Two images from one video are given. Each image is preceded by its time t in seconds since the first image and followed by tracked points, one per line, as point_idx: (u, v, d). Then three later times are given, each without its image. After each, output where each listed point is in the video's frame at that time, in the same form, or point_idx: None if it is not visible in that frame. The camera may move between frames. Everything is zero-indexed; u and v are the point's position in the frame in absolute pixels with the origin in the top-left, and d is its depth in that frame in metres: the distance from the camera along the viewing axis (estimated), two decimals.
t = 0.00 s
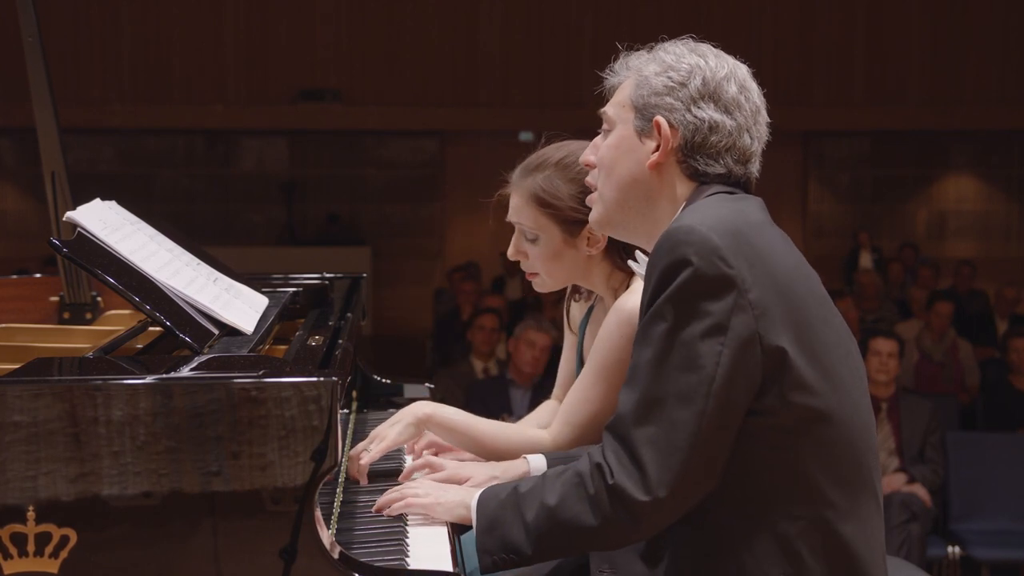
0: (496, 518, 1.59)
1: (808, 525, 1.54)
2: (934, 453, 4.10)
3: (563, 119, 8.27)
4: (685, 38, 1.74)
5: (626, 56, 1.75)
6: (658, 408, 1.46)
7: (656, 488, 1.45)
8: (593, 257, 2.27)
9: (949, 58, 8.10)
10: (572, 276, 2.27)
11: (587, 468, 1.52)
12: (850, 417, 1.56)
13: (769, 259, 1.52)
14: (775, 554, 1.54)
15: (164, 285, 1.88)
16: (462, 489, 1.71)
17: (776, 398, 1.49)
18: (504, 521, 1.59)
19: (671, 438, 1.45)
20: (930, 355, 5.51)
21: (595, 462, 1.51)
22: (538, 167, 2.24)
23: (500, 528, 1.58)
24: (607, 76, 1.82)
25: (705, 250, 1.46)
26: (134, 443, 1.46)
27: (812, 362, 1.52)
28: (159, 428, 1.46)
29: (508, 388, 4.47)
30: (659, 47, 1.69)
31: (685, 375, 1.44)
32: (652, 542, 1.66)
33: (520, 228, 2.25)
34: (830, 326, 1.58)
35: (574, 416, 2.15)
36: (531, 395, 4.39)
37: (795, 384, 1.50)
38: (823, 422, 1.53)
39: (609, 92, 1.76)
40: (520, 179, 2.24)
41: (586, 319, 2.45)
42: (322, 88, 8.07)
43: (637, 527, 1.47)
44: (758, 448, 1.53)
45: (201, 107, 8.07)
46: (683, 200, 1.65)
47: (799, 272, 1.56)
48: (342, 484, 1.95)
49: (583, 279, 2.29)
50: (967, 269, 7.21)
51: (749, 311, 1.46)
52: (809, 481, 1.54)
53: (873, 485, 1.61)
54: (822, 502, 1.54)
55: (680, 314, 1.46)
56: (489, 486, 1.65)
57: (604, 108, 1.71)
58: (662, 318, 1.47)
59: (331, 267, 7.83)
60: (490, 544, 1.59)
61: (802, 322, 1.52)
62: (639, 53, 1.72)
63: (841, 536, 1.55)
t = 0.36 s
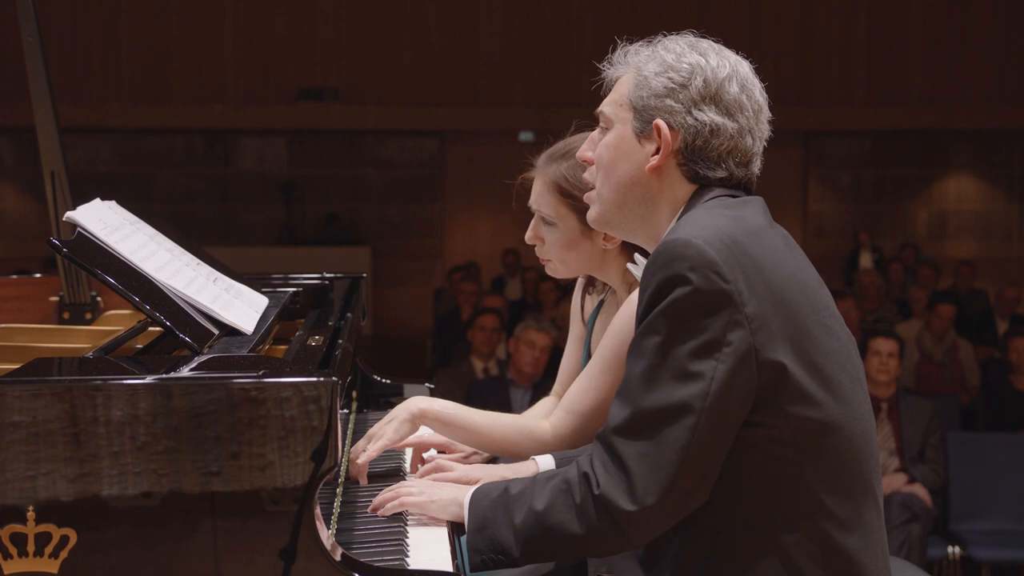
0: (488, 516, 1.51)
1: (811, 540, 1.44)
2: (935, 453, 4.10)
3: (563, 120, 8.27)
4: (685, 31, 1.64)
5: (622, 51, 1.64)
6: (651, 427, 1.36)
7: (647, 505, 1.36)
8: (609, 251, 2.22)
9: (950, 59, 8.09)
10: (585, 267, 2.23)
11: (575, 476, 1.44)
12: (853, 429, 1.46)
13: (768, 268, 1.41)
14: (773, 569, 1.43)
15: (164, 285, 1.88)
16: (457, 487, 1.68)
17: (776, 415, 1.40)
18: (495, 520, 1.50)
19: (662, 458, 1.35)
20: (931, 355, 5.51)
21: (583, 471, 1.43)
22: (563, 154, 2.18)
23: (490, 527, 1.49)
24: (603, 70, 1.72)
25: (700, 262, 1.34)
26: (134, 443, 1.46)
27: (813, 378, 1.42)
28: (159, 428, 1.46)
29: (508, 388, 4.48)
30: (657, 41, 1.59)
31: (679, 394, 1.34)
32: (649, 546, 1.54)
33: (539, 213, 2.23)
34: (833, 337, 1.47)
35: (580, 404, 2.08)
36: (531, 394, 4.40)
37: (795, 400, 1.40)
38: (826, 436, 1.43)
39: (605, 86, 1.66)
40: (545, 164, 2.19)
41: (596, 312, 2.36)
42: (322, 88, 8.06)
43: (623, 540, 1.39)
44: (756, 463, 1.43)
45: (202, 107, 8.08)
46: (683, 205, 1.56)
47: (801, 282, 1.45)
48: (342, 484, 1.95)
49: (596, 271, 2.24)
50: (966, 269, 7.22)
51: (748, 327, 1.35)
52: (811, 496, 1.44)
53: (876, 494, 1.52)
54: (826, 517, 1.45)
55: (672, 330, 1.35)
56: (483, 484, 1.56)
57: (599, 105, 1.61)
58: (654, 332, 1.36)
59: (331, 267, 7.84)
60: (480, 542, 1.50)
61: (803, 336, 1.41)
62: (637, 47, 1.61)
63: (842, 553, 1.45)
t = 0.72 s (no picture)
0: (476, 509, 1.49)
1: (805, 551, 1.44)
2: (935, 453, 4.09)
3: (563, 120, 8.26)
4: (678, 28, 1.61)
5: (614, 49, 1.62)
6: (645, 442, 1.35)
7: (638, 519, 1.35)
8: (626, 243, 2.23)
9: (950, 58, 8.09)
10: (603, 260, 2.24)
11: (562, 483, 1.43)
12: (849, 438, 1.46)
13: (761, 279, 1.41)
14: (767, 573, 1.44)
15: (165, 286, 1.88)
16: (444, 478, 1.65)
17: (771, 426, 1.40)
18: (483, 515, 1.48)
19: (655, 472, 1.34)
20: (931, 355, 5.51)
21: (569, 480, 1.42)
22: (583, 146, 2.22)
23: (477, 520, 1.48)
24: (594, 65, 1.70)
25: (693, 279, 1.33)
26: (134, 443, 1.46)
27: (808, 389, 1.42)
28: (159, 428, 1.46)
29: (508, 388, 4.47)
30: (649, 40, 1.57)
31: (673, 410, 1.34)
32: (647, 546, 1.54)
33: (558, 204, 2.27)
34: (828, 345, 1.47)
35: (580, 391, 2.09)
36: (531, 395, 4.40)
37: (790, 412, 1.40)
38: (822, 446, 1.43)
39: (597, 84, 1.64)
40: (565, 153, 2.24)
41: (607, 307, 2.33)
42: (322, 88, 8.06)
43: (606, 548, 1.38)
44: (751, 472, 1.43)
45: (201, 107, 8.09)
46: (679, 208, 1.56)
47: (795, 291, 1.44)
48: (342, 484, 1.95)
49: (613, 265, 2.25)
50: (967, 269, 7.22)
51: (742, 341, 1.34)
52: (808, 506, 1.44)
53: (873, 499, 1.52)
54: (823, 526, 1.45)
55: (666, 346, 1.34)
56: (473, 473, 1.56)
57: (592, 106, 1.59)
58: (647, 347, 1.35)
59: (331, 267, 7.84)
60: (467, 534, 1.48)
61: (797, 347, 1.41)
62: (629, 46, 1.59)
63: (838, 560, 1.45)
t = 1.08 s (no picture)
0: (487, 521, 1.49)
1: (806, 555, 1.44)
2: (934, 453, 4.10)
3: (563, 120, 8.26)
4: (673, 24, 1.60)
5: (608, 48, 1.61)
6: (644, 453, 1.35)
7: (643, 530, 1.35)
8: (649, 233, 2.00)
9: (951, 58, 8.08)
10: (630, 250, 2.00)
11: (572, 499, 1.41)
12: (848, 443, 1.46)
13: (758, 286, 1.40)
14: None
15: (165, 286, 1.88)
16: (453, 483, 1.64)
17: (769, 432, 1.40)
18: (495, 526, 1.48)
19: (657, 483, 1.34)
20: (931, 355, 5.52)
21: (580, 497, 1.40)
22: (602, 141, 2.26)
23: (489, 532, 1.48)
24: (589, 63, 1.69)
25: (690, 290, 1.32)
26: (134, 443, 1.46)
27: (805, 397, 1.42)
28: (159, 428, 1.46)
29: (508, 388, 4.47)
30: (643, 41, 1.55)
31: (673, 421, 1.33)
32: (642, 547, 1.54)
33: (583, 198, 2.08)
34: (825, 349, 1.47)
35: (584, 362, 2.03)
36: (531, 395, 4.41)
37: (788, 419, 1.40)
38: (822, 453, 1.43)
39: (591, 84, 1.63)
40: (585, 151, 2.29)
41: (618, 302, 2.32)
42: (322, 87, 8.06)
43: (619, 563, 1.38)
44: (750, 478, 1.43)
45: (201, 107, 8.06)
46: (677, 211, 1.56)
47: (792, 298, 1.44)
48: (341, 485, 1.95)
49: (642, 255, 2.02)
50: (967, 269, 7.22)
51: (739, 350, 1.34)
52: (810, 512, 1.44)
53: (872, 499, 1.53)
54: (824, 531, 1.45)
55: (663, 359, 1.33)
56: (482, 480, 1.55)
57: (587, 108, 1.59)
58: (644, 358, 1.34)
59: (332, 267, 7.85)
60: (481, 543, 1.49)
61: (793, 353, 1.41)
62: (622, 47, 1.58)
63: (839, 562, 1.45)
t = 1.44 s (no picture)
0: (498, 524, 1.50)
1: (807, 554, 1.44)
2: (935, 453, 4.09)
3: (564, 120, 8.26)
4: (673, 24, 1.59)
5: (606, 47, 1.60)
6: (647, 455, 1.35)
7: (649, 533, 1.35)
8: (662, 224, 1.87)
9: (951, 58, 8.08)
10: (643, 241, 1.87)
11: (581, 504, 1.41)
12: (847, 442, 1.46)
13: (759, 287, 1.40)
14: None
15: (165, 286, 1.88)
16: (462, 485, 1.64)
17: (769, 433, 1.40)
18: (505, 529, 1.49)
19: (660, 484, 1.34)
20: (931, 355, 5.51)
21: (589, 502, 1.40)
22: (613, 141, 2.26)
23: (500, 535, 1.49)
24: (587, 62, 1.68)
25: (690, 293, 1.32)
26: (134, 443, 1.45)
27: (806, 397, 1.42)
28: (159, 428, 1.46)
29: (508, 388, 4.47)
30: (641, 41, 1.54)
31: (675, 422, 1.33)
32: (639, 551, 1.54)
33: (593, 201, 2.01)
34: (826, 349, 1.46)
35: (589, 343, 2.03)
36: (532, 395, 4.40)
37: (790, 420, 1.40)
38: (822, 453, 1.43)
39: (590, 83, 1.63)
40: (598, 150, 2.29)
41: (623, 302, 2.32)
42: (321, 87, 8.06)
43: (629, 567, 1.38)
44: (750, 478, 1.43)
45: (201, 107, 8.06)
46: (678, 211, 1.56)
47: (792, 298, 1.44)
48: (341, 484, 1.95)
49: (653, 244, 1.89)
50: (967, 269, 7.22)
51: (741, 351, 1.34)
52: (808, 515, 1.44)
53: (870, 498, 1.53)
54: (826, 531, 1.45)
55: (665, 360, 1.33)
56: (492, 483, 1.55)
57: (587, 109, 1.59)
58: (645, 362, 1.34)
59: (332, 267, 7.85)
60: (492, 546, 1.50)
61: (793, 353, 1.41)
62: (620, 46, 1.57)
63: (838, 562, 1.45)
